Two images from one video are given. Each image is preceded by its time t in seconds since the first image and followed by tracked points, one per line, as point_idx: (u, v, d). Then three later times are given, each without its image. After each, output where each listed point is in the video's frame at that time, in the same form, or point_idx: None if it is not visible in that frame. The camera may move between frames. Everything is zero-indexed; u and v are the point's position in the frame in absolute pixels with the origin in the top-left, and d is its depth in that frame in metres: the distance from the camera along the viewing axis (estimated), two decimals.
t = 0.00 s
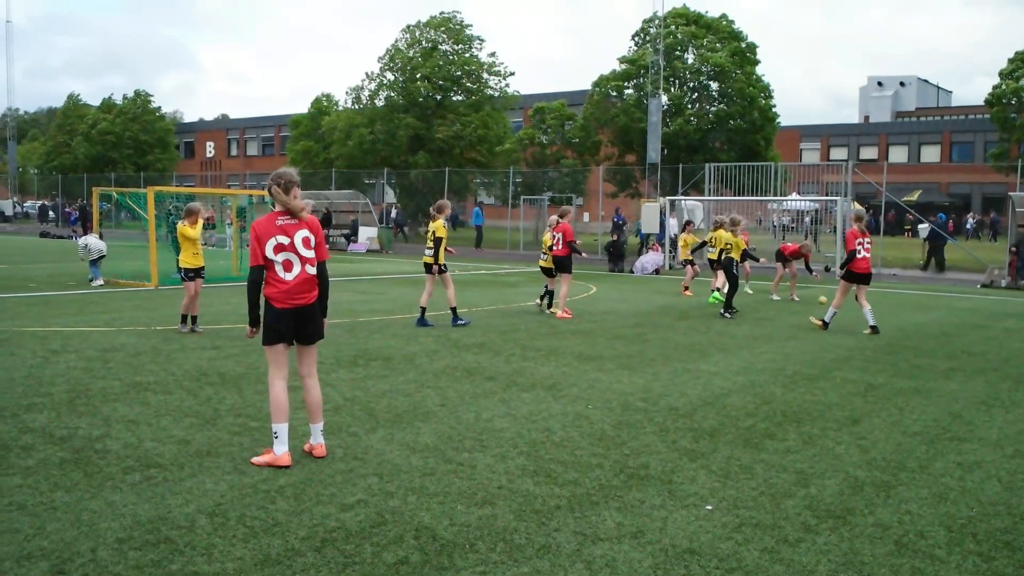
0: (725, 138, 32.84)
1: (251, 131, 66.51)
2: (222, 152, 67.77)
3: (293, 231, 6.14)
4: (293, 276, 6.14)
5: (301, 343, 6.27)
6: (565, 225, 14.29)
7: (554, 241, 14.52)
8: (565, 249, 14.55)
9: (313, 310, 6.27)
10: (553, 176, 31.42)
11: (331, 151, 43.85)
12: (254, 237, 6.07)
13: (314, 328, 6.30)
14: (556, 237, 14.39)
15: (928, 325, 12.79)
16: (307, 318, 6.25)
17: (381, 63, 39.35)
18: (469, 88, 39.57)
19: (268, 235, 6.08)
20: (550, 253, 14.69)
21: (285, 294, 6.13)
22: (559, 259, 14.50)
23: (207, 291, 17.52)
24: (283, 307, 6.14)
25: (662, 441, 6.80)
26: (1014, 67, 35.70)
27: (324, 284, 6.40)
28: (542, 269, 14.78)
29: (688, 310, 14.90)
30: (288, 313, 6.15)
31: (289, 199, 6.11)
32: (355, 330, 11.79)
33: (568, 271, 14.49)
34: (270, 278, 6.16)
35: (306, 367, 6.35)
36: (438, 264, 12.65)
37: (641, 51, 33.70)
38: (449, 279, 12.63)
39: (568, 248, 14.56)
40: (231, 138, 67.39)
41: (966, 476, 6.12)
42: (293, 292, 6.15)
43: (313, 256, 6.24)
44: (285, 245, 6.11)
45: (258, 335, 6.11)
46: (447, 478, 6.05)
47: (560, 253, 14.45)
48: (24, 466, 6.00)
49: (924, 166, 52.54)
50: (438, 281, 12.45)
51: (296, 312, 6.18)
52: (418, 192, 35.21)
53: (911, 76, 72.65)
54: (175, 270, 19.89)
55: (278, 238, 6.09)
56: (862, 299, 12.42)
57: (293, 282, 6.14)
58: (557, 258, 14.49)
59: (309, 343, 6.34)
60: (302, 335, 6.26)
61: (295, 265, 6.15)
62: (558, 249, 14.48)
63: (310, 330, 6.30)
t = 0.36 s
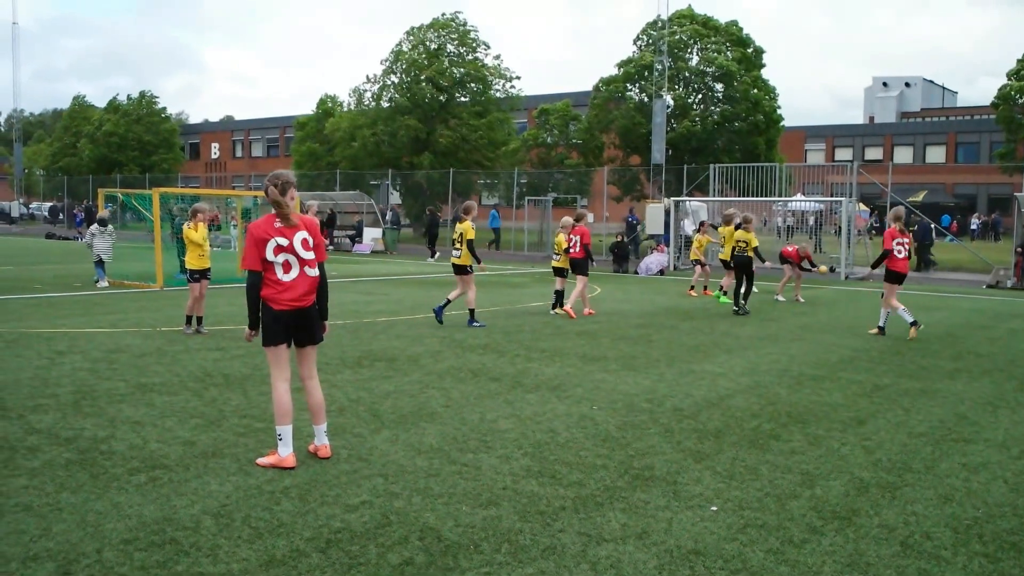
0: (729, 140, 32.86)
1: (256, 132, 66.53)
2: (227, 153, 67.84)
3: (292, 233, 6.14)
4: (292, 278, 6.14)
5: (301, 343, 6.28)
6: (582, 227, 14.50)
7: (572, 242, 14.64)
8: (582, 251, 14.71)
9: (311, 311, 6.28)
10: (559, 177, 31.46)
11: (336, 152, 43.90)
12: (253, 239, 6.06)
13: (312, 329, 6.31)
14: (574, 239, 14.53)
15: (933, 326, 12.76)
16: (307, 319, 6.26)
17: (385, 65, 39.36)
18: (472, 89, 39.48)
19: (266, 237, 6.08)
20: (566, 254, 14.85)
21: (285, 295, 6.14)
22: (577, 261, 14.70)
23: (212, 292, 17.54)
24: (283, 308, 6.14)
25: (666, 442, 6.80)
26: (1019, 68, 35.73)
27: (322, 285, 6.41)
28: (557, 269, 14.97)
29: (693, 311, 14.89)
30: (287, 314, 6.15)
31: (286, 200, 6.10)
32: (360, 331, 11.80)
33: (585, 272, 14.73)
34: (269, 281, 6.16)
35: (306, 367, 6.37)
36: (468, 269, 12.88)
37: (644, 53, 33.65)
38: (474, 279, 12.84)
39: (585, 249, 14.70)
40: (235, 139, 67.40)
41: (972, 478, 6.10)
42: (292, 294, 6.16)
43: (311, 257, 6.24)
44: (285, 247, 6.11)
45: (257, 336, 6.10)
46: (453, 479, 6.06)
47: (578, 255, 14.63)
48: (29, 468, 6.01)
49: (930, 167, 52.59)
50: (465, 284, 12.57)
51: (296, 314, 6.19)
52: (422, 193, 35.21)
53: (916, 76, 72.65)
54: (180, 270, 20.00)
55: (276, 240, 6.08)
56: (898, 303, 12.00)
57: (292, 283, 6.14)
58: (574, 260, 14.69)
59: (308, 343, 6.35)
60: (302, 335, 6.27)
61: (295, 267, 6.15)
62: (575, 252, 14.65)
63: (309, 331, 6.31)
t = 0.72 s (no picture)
0: (730, 139, 32.83)
1: (258, 133, 66.67)
2: (229, 154, 67.88)
3: (287, 234, 6.12)
4: (289, 280, 6.14)
5: (298, 344, 6.30)
6: (595, 226, 14.66)
7: (583, 242, 14.86)
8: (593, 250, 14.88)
9: (307, 312, 6.29)
10: (561, 177, 31.48)
11: (337, 153, 43.92)
12: (248, 241, 6.04)
13: (308, 330, 6.32)
14: (586, 238, 14.74)
15: (936, 326, 12.74)
16: (303, 321, 6.27)
17: (387, 66, 39.39)
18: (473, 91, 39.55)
19: (261, 239, 6.07)
20: (578, 254, 14.98)
21: (281, 297, 6.14)
22: (588, 260, 14.82)
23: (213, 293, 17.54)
24: (279, 310, 6.15)
25: (669, 442, 6.81)
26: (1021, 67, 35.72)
27: (319, 285, 6.41)
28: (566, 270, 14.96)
29: (694, 312, 14.89)
30: (285, 316, 6.17)
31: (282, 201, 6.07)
32: (361, 332, 11.80)
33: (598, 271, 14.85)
34: (264, 283, 6.15)
35: (301, 366, 6.40)
36: (481, 267, 13.16)
37: (645, 54, 33.79)
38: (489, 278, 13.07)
39: (598, 248, 14.88)
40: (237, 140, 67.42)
41: (975, 478, 6.09)
42: (289, 295, 6.17)
43: (307, 258, 6.24)
44: (281, 249, 6.10)
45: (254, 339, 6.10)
46: (454, 479, 6.05)
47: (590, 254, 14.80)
48: (32, 468, 6.02)
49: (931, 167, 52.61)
50: (477, 281, 12.77)
51: (293, 315, 6.19)
52: (424, 193, 35.23)
53: (918, 76, 72.81)
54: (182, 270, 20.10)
55: (272, 243, 6.07)
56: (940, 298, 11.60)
57: (289, 285, 6.14)
58: (587, 259, 14.80)
59: (303, 344, 6.37)
60: (298, 336, 6.28)
61: (291, 268, 6.15)
62: (587, 251, 14.83)
63: (305, 332, 6.33)
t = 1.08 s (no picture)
0: (732, 139, 32.84)
1: (260, 134, 66.63)
2: (231, 155, 67.92)
3: (287, 232, 6.19)
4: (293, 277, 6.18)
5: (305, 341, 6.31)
6: (608, 228, 14.77)
7: (597, 242, 14.97)
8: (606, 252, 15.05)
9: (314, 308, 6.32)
10: (562, 177, 31.45)
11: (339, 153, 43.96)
12: (250, 242, 6.07)
13: (315, 326, 6.33)
14: (599, 239, 14.90)
15: (937, 326, 12.74)
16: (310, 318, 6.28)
17: (388, 66, 39.36)
18: (474, 92, 39.58)
19: (261, 240, 6.12)
20: (592, 255, 15.06)
21: (288, 294, 6.15)
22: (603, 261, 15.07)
23: (215, 294, 17.54)
24: (288, 306, 6.14)
25: (670, 443, 6.82)
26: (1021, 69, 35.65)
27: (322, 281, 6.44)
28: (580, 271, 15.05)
29: (695, 312, 14.90)
30: (292, 312, 6.16)
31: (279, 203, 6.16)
32: (363, 332, 11.81)
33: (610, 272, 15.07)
34: (268, 284, 6.16)
35: (304, 365, 6.41)
36: (498, 263, 13.28)
37: (646, 54, 33.80)
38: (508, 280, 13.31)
39: (611, 249, 15.04)
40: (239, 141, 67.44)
41: (976, 479, 6.10)
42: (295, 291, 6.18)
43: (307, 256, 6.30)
44: (283, 248, 6.14)
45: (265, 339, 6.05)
46: (456, 480, 6.06)
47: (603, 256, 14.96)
48: (34, 468, 6.02)
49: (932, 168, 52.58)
50: (499, 279, 13.08)
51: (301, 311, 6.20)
52: (426, 194, 35.28)
53: (919, 77, 72.80)
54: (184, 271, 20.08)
55: (274, 242, 6.12)
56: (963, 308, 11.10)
57: (294, 281, 6.17)
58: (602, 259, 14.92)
59: (308, 342, 6.38)
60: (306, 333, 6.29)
61: (294, 266, 6.19)
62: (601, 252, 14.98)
63: (312, 328, 6.33)
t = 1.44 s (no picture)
0: (764, 138, 32.60)
1: (292, 135, 67.09)
2: (264, 156, 68.51)
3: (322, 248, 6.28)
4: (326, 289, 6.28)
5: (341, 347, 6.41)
6: (643, 227, 14.79)
7: (632, 242, 15.02)
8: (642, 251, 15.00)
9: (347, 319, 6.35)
10: (593, 177, 31.40)
11: (371, 154, 44.21)
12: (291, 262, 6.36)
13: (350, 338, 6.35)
14: (633, 239, 14.92)
15: (975, 328, 12.55)
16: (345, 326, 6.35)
17: (419, 67, 39.55)
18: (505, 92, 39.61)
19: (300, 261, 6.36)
20: (629, 254, 15.08)
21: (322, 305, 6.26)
22: (638, 260, 15.01)
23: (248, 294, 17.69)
24: (322, 318, 6.23)
25: (702, 444, 6.78)
26: None
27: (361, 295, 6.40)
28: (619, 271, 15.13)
29: (728, 313, 14.80)
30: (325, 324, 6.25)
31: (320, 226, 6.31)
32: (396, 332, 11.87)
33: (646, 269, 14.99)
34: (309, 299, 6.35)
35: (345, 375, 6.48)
36: (546, 265, 13.76)
37: (677, 53, 33.70)
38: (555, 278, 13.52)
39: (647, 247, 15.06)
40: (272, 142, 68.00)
41: (1015, 483, 6.00)
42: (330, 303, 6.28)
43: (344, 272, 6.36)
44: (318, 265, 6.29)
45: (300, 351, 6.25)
46: (488, 480, 6.06)
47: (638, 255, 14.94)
48: (73, 466, 6.11)
49: (969, 167, 52.02)
50: (546, 279, 13.49)
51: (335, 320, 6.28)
52: (456, 195, 35.42)
53: (955, 75, 71.85)
54: (219, 272, 20.27)
55: (308, 259, 6.29)
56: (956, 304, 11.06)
57: (326, 293, 6.26)
58: (638, 259, 14.94)
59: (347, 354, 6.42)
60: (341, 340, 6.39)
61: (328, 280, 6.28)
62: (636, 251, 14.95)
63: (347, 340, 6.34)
